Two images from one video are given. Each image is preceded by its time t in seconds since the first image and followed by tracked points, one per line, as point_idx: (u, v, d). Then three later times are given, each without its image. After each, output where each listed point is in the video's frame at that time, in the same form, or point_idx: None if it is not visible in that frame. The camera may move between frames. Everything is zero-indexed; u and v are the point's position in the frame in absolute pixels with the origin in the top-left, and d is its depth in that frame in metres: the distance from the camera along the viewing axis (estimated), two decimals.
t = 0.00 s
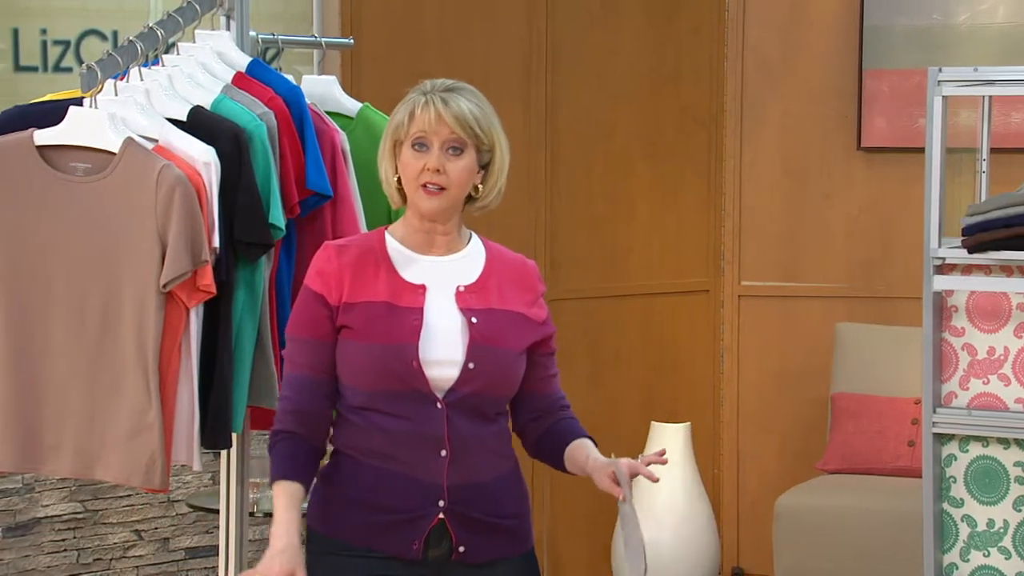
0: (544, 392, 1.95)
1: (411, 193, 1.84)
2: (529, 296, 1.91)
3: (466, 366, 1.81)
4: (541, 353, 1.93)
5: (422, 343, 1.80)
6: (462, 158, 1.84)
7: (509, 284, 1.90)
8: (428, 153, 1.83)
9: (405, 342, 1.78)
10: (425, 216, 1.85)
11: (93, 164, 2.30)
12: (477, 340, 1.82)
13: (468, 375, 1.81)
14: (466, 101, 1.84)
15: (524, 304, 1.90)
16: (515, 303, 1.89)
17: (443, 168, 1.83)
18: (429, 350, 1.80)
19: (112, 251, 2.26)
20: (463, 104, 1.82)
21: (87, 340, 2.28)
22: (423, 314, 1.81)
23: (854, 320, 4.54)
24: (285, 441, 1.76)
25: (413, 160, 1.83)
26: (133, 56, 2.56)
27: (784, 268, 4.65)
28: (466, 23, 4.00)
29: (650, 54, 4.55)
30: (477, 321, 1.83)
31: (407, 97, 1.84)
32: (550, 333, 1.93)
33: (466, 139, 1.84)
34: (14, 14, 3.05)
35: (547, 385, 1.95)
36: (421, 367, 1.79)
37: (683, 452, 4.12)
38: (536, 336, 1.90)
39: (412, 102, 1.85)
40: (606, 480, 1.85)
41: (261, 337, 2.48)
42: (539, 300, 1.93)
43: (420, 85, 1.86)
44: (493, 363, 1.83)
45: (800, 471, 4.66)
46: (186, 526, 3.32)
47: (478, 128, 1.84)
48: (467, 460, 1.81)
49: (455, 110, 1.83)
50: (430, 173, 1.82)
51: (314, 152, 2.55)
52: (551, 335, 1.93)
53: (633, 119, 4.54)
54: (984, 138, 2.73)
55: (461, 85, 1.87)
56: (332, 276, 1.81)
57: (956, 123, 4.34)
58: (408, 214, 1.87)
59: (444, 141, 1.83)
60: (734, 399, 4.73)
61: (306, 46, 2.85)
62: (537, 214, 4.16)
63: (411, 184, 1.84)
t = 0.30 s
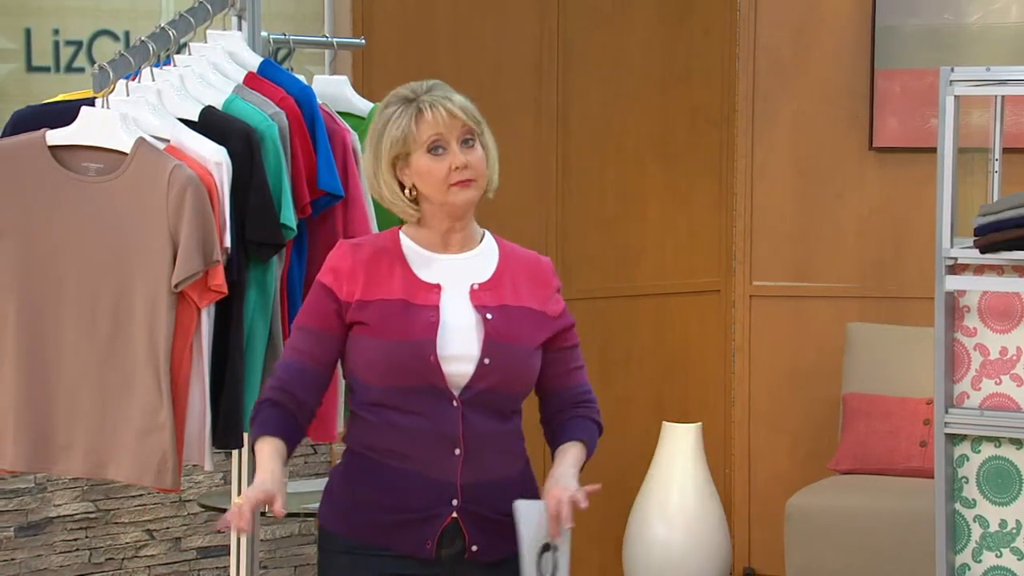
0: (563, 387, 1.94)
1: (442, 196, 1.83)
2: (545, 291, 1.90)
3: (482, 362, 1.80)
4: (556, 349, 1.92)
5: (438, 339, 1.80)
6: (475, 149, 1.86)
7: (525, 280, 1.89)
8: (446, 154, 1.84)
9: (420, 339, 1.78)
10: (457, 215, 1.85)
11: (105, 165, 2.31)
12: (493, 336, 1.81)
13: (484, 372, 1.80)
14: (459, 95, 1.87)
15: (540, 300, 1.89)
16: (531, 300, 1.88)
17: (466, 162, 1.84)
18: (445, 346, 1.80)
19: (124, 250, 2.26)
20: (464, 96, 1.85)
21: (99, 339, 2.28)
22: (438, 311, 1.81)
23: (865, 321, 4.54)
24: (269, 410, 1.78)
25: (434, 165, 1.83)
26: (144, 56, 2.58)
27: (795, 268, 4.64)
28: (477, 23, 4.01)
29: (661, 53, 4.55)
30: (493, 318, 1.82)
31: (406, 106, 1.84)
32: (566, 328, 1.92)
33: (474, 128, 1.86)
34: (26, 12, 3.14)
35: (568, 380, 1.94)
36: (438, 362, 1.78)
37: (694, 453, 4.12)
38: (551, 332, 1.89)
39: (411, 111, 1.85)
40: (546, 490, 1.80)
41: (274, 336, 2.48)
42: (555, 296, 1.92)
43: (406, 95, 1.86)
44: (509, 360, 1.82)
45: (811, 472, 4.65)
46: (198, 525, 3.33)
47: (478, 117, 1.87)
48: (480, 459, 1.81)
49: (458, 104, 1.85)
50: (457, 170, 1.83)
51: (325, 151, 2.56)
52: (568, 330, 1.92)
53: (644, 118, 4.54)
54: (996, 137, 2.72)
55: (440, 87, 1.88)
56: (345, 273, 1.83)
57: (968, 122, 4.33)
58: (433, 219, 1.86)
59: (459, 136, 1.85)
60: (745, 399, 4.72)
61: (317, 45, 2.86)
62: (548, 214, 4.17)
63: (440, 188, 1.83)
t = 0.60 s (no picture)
0: (560, 389, 1.95)
1: (432, 198, 1.84)
2: (552, 289, 1.92)
3: (488, 360, 1.81)
4: (560, 349, 1.93)
5: (445, 336, 1.80)
6: (473, 152, 1.85)
7: (532, 279, 1.90)
8: (439, 155, 1.84)
9: (427, 335, 1.78)
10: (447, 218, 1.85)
11: (114, 165, 2.31)
12: (499, 334, 1.82)
13: (491, 370, 1.81)
14: (462, 96, 1.85)
15: (547, 298, 1.90)
16: (537, 297, 1.89)
17: (458, 166, 1.83)
18: (453, 343, 1.80)
19: (133, 250, 2.27)
20: (464, 99, 1.83)
21: (108, 339, 2.29)
22: (445, 307, 1.81)
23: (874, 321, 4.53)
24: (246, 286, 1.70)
25: (426, 165, 1.84)
26: (154, 56, 2.57)
27: (804, 267, 4.64)
28: (486, 22, 4.01)
29: (670, 53, 4.55)
30: (499, 316, 1.83)
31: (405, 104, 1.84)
32: (570, 329, 1.94)
33: (472, 132, 1.85)
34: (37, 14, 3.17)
35: (566, 382, 1.95)
36: (445, 360, 1.79)
37: (703, 453, 4.11)
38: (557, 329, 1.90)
39: (411, 108, 1.85)
40: (515, 480, 1.81)
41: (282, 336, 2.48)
42: (563, 293, 1.93)
43: (411, 92, 1.86)
44: (516, 358, 1.83)
45: (820, 473, 4.65)
46: (207, 525, 3.34)
47: (481, 118, 1.86)
48: (487, 455, 1.82)
49: (456, 106, 1.83)
50: (447, 174, 1.83)
51: (334, 150, 2.57)
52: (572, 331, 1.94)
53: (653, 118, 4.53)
54: (1006, 138, 2.71)
55: (452, 83, 1.88)
56: (351, 271, 1.81)
57: (978, 122, 4.33)
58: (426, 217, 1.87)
59: (454, 139, 1.84)
60: (755, 399, 4.71)
61: (327, 46, 2.86)
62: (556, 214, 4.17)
63: (430, 188, 1.84)
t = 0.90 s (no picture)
0: (563, 389, 1.96)
1: (434, 193, 1.84)
2: (557, 291, 1.92)
3: (492, 360, 1.81)
4: (564, 350, 1.93)
5: (450, 335, 1.80)
6: (479, 150, 1.85)
7: (536, 280, 1.91)
8: (444, 150, 1.84)
9: (432, 334, 1.78)
10: (450, 214, 1.85)
11: (119, 165, 2.31)
12: (504, 335, 1.82)
13: (495, 371, 1.81)
14: (471, 94, 1.86)
15: (551, 301, 1.90)
16: (541, 299, 1.89)
17: (463, 162, 1.83)
18: (457, 343, 1.80)
19: (137, 251, 2.27)
20: (472, 97, 1.84)
21: (113, 339, 2.29)
22: (450, 305, 1.81)
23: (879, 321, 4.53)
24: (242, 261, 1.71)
25: (431, 160, 1.84)
26: (159, 56, 2.53)
27: (807, 267, 4.63)
28: (489, 23, 4.02)
29: (674, 53, 4.55)
30: (504, 316, 1.83)
31: (413, 100, 1.85)
32: (575, 331, 1.94)
33: (478, 129, 1.85)
34: (42, 14, 3.16)
35: (569, 383, 1.96)
36: (450, 359, 1.79)
37: (707, 453, 4.11)
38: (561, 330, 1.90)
39: (419, 104, 1.86)
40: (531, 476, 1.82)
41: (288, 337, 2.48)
42: (567, 294, 1.94)
43: (421, 89, 1.87)
44: (520, 359, 1.83)
45: (825, 473, 4.64)
46: (212, 525, 3.35)
47: (490, 118, 1.86)
48: (492, 457, 1.82)
49: (464, 103, 1.84)
50: (451, 168, 1.83)
51: (338, 150, 2.58)
52: (576, 333, 1.94)
53: (656, 118, 4.54)
54: (1011, 137, 2.71)
55: (462, 82, 1.89)
56: (356, 267, 1.82)
57: (983, 122, 4.32)
58: (429, 215, 1.87)
59: (460, 136, 1.84)
60: (759, 399, 4.71)
61: (331, 46, 2.87)
62: (559, 214, 4.19)
63: (433, 183, 1.83)
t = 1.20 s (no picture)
0: (555, 387, 1.94)
1: (437, 191, 1.85)
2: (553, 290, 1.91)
3: (489, 364, 1.82)
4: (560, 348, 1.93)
5: (445, 341, 1.81)
6: (485, 152, 1.86)
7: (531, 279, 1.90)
8: (451, 150, 1.85)
9: (427, 343, 1.80)
10: (450, 214, 1.86)
11: (119, 165, 2.31)
12: (499, 339, 1.83)
13: (491, 374, 1.82)
14: (482, 96, 1.87)
15: (547, 301, 1.90)
16: (537, 300, 1.89)
17: (468, 163, 1.84)
18: (452, 348, 1.82)
19: (138, 251, 2.27)
20: (482, 98, 1.85)
21: (113, 339, 2.29)
22: (445, 315, 1.82)
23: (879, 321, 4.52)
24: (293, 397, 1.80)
25: (436, 158, 1.85)
26: (159, 56, 2.51)
27: (808, 266, 4.63)
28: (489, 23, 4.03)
29: (674, 53, 4.56)
30: (499, 319, 1.84)
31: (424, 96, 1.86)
32: (571, 329, 1.94)
33: (486, 132, 1.86)
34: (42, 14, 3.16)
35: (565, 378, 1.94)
36: (444, 366, 1.80)
37: (708, 453, 4.11)
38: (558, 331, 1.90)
39: (429, 101, 1.87)
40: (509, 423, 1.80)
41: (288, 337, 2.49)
42: (563, 292, 1.93)
43: (432, 86, 1.88)
44: (517, 362, 1.83)
45: (825, 473, 4.64)
46: (212, 525, 3.35)
47: (498, 122, 1.87)
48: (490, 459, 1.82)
49: (474, 104, 1.85)
50: (456, 169, 1.84)
51: (338, 150, 2.57)
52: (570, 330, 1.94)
53: (656, 118, 4.55)
54: (1011, 137, 2.71)
55: (471, 83, 1.89)
56: (353, 281, 1.83)
57: (984, 122, 4.32)
58: (429, 214, 1.88)
59: (467, 137, 1.85)
60: (760, 399, 4.70)
61: (332, 46, 2.87)
62: (558, 213, 4.20)
63: (437, 181, 1.84)
